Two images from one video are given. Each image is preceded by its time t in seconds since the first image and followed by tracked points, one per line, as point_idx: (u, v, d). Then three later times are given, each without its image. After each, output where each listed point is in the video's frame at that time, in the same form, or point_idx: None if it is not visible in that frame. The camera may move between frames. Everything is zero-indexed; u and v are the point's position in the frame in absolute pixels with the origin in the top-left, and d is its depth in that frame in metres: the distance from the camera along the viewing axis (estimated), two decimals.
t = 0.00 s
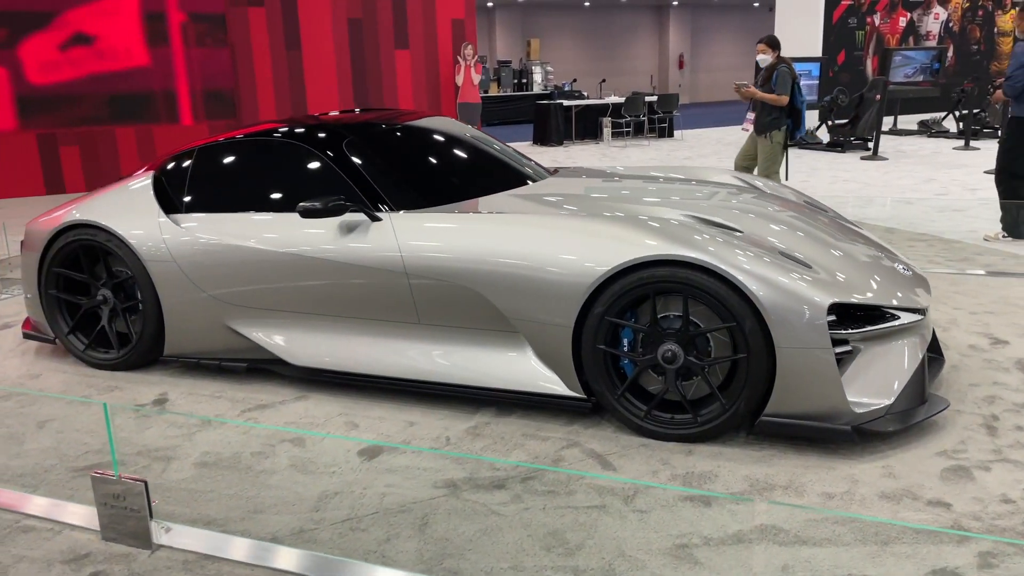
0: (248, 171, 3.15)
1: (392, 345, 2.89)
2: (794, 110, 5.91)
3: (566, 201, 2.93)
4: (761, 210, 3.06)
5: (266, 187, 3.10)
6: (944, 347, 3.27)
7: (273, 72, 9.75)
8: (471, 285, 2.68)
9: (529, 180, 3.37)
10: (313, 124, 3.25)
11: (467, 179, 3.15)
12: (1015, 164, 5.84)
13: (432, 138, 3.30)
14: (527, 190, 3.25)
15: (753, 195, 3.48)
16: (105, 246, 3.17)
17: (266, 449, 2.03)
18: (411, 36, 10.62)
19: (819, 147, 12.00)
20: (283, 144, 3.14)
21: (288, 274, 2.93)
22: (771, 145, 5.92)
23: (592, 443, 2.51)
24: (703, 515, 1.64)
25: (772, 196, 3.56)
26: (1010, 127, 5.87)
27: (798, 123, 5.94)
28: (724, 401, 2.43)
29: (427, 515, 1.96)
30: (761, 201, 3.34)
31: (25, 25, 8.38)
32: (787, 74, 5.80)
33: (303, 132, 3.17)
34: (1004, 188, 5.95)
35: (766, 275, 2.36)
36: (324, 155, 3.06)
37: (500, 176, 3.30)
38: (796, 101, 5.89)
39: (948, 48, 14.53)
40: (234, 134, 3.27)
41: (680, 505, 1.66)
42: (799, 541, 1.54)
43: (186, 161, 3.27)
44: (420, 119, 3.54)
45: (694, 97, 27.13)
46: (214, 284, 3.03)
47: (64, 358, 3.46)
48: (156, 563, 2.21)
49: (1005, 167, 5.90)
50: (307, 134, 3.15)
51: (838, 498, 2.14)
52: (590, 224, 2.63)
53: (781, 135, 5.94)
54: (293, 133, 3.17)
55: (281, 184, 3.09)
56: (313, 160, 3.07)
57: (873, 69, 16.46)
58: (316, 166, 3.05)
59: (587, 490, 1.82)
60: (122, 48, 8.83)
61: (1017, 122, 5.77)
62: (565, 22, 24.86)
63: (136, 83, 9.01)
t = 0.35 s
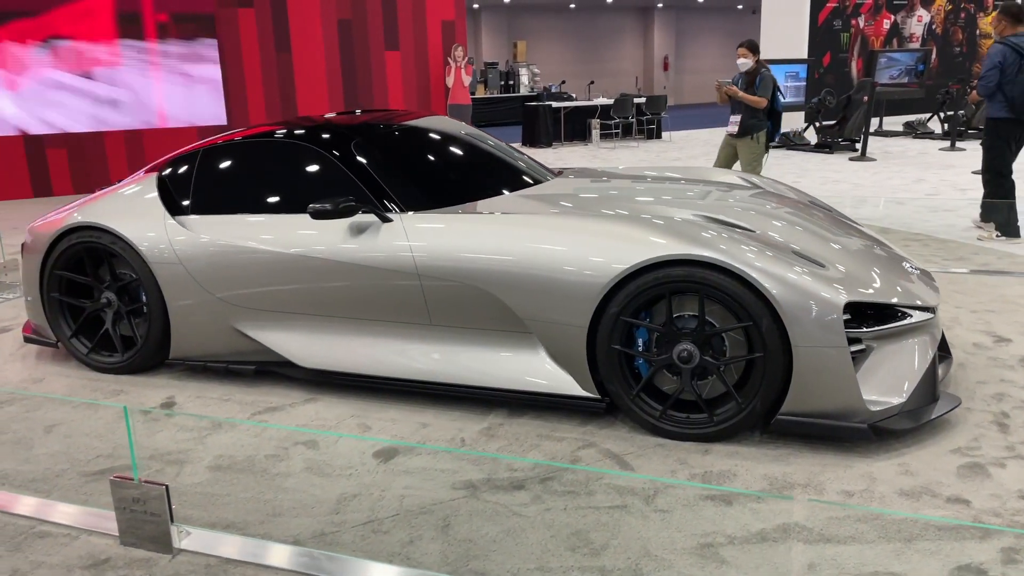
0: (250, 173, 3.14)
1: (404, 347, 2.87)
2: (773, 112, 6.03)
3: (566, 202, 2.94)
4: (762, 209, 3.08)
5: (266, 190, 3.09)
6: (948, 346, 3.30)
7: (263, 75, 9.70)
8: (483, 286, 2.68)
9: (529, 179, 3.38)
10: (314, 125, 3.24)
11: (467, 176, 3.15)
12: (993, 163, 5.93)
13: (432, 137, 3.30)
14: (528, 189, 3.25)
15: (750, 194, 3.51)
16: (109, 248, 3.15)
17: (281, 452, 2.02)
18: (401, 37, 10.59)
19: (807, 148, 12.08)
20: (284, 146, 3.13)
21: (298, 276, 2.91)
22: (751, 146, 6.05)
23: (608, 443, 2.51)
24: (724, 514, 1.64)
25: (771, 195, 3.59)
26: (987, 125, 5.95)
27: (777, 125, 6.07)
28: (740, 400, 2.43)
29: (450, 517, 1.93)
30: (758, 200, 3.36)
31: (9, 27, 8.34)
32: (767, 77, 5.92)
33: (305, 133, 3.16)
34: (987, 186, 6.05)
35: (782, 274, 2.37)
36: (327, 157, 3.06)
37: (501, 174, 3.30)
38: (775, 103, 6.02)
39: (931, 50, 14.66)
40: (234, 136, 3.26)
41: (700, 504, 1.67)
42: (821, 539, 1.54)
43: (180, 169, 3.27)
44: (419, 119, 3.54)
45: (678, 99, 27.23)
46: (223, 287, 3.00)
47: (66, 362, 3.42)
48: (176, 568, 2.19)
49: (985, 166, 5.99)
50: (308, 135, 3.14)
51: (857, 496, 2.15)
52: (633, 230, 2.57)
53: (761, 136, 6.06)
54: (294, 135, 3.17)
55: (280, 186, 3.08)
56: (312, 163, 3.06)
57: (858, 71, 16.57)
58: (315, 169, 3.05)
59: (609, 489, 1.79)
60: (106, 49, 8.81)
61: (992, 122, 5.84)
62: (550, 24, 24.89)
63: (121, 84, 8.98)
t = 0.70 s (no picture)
0: (253, 175, 3.12)
1: (418, 349, 2.86)
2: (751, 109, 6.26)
3: (567, 203, 2.94)
4: (762, 207, 3.09)
5: (267, 193, 3.07)
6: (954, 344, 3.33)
7: (252, 78, 9.64)
8: (500, 286, 2.67)
9: (529, 176, 3.38)
10: (316, 127, 3.23)
11: (467, 173, 3.15)
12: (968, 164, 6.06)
13: (431, 136, 3.30)
14: (530, 187, 3.26)
15: (748, 192, 3.52)
16: (115, 250, 3.11)
17: (300, 454, 2.01)
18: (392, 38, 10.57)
19: (795, 149, 12.17)
20: (287, 147, 3.12)
21: (309, 277, 2.89)
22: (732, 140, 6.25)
23: (627, 443, 2.51)
24: (751, 514, 1.64)
25: (772, 193, 3.62)
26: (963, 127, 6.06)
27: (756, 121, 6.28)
28: (759, 399, 2.44)
29: (477, 519, 1.89)
30: (755, 198, 3.38)
31: None
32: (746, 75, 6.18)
33: (307, 135, 3.15)
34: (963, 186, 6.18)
35: (802, 274, 2.37)
36: (332, 159, 3.05)
37: (504, 174, 3.30)
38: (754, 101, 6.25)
39: (915, 53, 14.80)
40: (235, 139, 3.24)
41: (727, 503, 1.67)
42: (850, 535, 1.54)
43: (180, 174, 3.24)
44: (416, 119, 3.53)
45: (662, 102, 27.32)
46: (234, 290, 2.98)
47: (70, 366, 3.38)
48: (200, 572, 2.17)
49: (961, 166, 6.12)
50: (310, 137, 3.13)
51: (881, 493, 2.15)
52: (637, 229, 2.60)
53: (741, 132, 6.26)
54: (297, 137, 3.15)
55: (285, 188, 3.06)
56: (311, 166, 3.06)
57: (842, 73, 16.70)
58: (315, 172, 3.05)
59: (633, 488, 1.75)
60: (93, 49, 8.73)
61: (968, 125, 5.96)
62: (535, 26, 24.90)
63: (110, 84, 8.91)
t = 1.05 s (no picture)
0: (256, 179, 3.11)
1: (432, 353, 2.85)
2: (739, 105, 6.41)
3: (569, 205, 2.94)
4: (762, 207, 3.10)
5: (266, 199, 3.06)
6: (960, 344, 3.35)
7: (243, 82, 9.59)
8: (514, 289, 2.66)
9: (527, 174, 3.38)
10: (318, 130, 3.21)
11: (466, 172, 3.15)
12: (939, 159, 6.16)
13: (429, 137, 3.29)
14: (534, 188, 3.26)
15: (744, 193, 3.53)
16: (122, 254, 3.09)
17: (315, 458, 2.01)
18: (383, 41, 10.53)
19: (784, 151, 12.25)
20: (293, 150, 3.12)
21: (319, 281, 2.87)
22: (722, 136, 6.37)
23: (643, 445, 2.51)
24: (772, 515, 1.65)
25: (773, 193, 3.63)
26: (938, 122, 6.14)
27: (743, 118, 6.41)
28: (776, 401, 2.45)
29: (500, 522, 1.92)
30: (752, 198, 3.40)
31: None
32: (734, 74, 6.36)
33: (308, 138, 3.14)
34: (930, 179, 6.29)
35: (819, 276, 2.38)
36: (336, 163, 3.04)
37: (508, 174, 3.29)
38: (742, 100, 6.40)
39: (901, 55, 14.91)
40: (235, 143, 3.23)
41: (745, 504, 1.69)
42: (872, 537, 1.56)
43: (182, 180, 3.22)
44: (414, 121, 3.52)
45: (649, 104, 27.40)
46: (243, 295, 2.96)
47: (73, 372, 3.34)
48: None
49: (928, 160, 6.23)
50: (311, 141, 3.12)
51: (900, 494, 2.17)
52: (613, 226, 2.66)
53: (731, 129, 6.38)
54: (298, 140, 3.15)
55: (293, 192, 3.04)
56: (310, 171, 3.06)
57: (829, 75, 16.80)
58: (315, 177, 3.05)
59: (653, 491, 1.79)
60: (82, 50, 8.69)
61: (946, 119, 6.04)
62: (522, 28, 24.92)
63: (98, 86, 8.85)
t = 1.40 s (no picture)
0: (258, 185, 3.11)
1: (446, 357, 2.83)
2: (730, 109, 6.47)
3: (574, 208, 2.94)
4: (762, 208, 3.12)
5: (262, 206, 3.06)
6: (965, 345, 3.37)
7: (233, 85, 9.54)
8: (528, 293, 2.65)
9: (524, 171, 3.37)
10: (318, 135, 3.22)
11: (472, 173, 3.14)
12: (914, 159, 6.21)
13: (426, 137, 3.28)
14: (538, 187, 3.26)
15: (737, 194, 3.54)
16: (129, 259, 3.06)
17: (329, 465, 2.00)
18: (373, 44, 10.48)
19: (773, 154, 12.31)
20: (293, 155, 3.13)
21: (330, 284, 2.86)
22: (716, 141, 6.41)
23: (660, 448, 2.52)
24: (795, 517, 1.68)
25: (769, 194, 3.65)
26: (915, 124, 6.19)
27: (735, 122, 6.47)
28: (792, 402, 2.46)
29: (523, 527, 1.89)
30: (746, 199, 3.42)
31: None
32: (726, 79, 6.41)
33: (308, 143, 3.15)
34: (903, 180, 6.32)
35: (835, 278, 2.39)
36: (340, 168, 3.05)
37: (512, 175, 3.30)
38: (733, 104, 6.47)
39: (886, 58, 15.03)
40: (234, 150, 3.24)
41: (768, 506, 1.73)
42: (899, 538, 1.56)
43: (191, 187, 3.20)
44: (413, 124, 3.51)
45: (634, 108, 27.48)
46: (252, 298, 2.94)
47: (77, 378, 3.31)
48: None
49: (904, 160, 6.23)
50: (311, 146, 3.13)
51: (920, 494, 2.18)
52: (595, 226, 2.70)
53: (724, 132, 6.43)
54: (299, 145, 3.16)
55: (302, 196, 3.04)
56: (311, 176, 3.07)
57: (814, 77, 16.89)
58: (314, 183, 3.05)
59: (675, 493, 1.82)
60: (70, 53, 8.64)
61: (924, 121, 6.08)
62: (507, 31, 24.93)
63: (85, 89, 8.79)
